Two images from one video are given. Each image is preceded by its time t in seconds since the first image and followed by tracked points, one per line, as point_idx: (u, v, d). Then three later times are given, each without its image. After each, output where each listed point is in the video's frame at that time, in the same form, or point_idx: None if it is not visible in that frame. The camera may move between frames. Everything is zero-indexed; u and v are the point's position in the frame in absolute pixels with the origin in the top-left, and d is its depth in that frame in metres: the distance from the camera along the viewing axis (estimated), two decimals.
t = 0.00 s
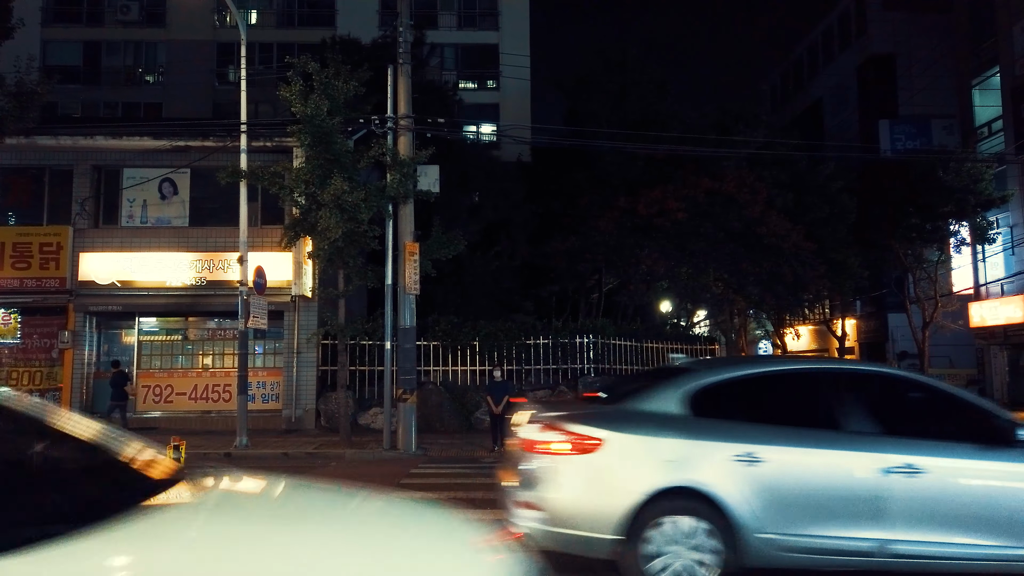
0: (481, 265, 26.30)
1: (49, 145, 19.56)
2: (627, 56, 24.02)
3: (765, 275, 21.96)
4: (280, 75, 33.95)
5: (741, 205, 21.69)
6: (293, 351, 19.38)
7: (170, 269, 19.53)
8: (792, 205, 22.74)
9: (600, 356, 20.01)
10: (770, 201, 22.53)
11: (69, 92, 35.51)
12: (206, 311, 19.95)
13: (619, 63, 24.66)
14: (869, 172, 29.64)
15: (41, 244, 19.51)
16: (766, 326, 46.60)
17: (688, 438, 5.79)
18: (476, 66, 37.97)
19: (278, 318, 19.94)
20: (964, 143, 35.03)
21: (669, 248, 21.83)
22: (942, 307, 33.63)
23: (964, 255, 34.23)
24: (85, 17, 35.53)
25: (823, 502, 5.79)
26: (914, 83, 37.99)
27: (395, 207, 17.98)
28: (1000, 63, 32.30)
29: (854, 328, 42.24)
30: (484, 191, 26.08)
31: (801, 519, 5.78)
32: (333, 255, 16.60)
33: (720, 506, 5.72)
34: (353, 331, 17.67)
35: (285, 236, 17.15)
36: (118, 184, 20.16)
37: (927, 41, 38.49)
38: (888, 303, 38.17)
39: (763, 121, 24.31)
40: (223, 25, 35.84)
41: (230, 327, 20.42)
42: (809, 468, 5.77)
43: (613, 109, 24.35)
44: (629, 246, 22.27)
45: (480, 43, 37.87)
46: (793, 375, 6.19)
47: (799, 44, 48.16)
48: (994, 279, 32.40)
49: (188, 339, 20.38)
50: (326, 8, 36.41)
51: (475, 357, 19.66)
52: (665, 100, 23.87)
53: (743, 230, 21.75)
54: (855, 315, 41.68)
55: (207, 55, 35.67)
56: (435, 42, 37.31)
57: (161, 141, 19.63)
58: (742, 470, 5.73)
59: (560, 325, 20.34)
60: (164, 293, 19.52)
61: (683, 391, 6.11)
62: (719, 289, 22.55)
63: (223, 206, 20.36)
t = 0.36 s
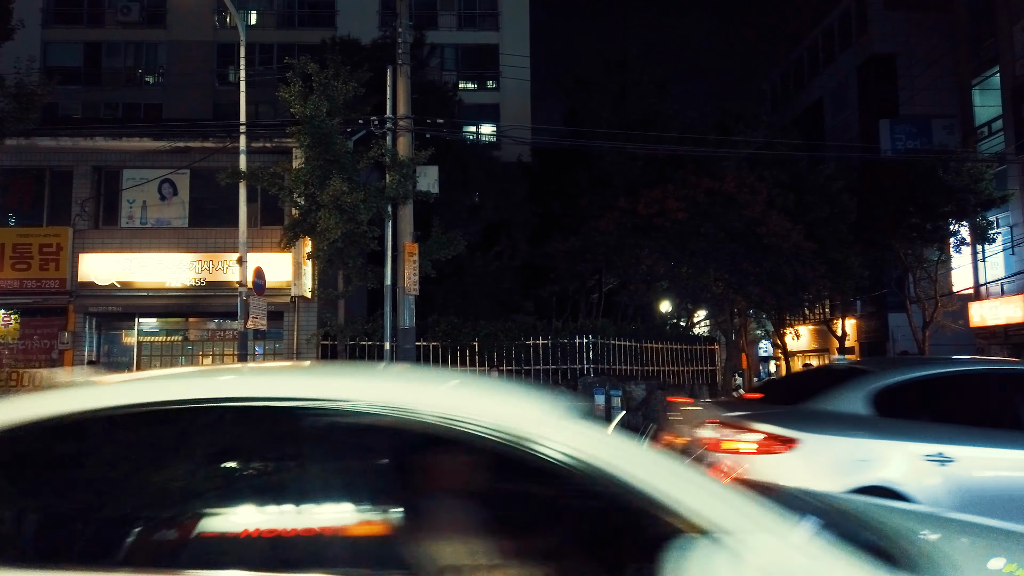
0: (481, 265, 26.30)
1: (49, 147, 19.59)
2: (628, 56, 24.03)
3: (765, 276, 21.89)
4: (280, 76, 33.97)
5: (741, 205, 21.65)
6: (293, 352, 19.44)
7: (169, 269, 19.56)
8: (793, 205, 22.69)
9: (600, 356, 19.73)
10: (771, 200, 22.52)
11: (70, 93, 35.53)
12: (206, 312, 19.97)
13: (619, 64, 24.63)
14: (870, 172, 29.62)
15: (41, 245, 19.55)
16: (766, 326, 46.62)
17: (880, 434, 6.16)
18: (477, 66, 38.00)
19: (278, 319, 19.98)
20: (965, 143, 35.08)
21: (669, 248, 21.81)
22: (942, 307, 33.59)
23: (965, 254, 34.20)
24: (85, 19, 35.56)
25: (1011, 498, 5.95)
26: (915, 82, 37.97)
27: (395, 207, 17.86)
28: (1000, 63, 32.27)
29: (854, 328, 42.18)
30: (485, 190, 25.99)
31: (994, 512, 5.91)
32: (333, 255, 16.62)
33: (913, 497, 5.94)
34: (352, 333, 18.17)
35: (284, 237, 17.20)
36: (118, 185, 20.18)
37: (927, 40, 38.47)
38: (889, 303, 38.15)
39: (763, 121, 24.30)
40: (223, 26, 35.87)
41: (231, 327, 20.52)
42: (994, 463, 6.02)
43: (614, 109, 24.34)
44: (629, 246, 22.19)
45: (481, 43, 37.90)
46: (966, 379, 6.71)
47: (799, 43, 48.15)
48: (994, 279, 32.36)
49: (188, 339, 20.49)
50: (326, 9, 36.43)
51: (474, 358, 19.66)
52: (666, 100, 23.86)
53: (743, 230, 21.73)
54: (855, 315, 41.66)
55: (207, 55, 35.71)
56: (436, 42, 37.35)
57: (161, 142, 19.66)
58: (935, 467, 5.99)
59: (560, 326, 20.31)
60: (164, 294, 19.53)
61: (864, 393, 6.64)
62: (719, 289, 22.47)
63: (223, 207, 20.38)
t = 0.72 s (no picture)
0: (478, 266, 26.36)
1: (44, 146, 19.57)
2: (625, 56, 24.03)
3: (761, 276, 21.87)
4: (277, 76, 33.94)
5: (738, 205, 21.63)
6: (289, 351, 19.41)
7: (165, 269, 19.54)
8: (789, 205, 22.68)
9: (596, 356, 19.98)
10: (767, 200, 22.55)
11: (65, 93, 35.46)
12: (202, 311, 19.96)
13: (617, 64, 24.62)
14: (866, 172, 29.64)
15: (36, 245, 19.54)
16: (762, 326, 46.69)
17: None
18: (473, 66, 37.97)
19: (274, 318, 19.98)
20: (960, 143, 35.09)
21: (666, 248, 21.83)
22: (937, 307, 33.67)
23: (960, 255, 34.26)
24: (81, 18, 35.50)
25: None
26: (911, 83, 37.99)
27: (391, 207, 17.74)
28: (996, 64, 32.26)
29: (850, 328, 42.26)
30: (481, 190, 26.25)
31: None
32: (329, 255, 16.63)
33: None
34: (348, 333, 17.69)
35: (280, 237, 17.13)
36: (114, 184, 20.15)
37: (924, 41, 38.47)
38: (885, 303, 38.21)
39: (760, 122, 24.30)
40: (219, 25, 35.86)
41: (227, 327, 20.46)
42: None
43: (610, 109, 24.34)
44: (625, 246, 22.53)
45: (478, 43, 37.87)
46: None
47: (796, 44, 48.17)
48: (989, 280, 32.42)
49: (184, 339, 20.39)
50: (323, 8, 36.40)
51: (469, 358, 19.69)
52: (663, 100, 23.86)
53: (739, 231, 21.72)
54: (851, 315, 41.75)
55: (204, 55, 35.70)
56: (432, 42, 37.32)
57: (156, 142, 19.61)
58: None
59: (556, 326, 20.27)
60: (160, 294, 19.52)
61: None
62: (715, 289, 22.50)
63: (219, 207, 20.34)
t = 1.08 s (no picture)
0: (474, 266, 26.39)
1: (39, 146, 19.52)
2: (621, 57, 24.02)
3: (757, 276, 21.83)
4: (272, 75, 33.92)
5: (733, 206, 21.33)
6: (284, 352, 19.37)
7: (160, 269, 19.48)
8: (785, 205, 22.71)
9: (592, 357, 19.99)
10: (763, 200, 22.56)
11: (60, 92, 35.33)
12: (197, 311, 19.94)
13: (613, 64, 24.63)
14: (861, 173, 29.71)
15: (31, 245, 19.47)
16: (758, 326, 46.77)
17: None
18: (470, 67, 38.00)
19: (269, 318, 19.96)
20: (955, 144, 35.19)
21: (662, 248, 21.83)
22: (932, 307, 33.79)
23: (954, 255, 34.39)
24: (76, 17, 35.39)
25: None
26: (906, 84, 38.12)
27: (387, 207, 17.73)
28: (990, 65, 32.38)
29: (845, 329, 42.38)
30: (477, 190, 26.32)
31: None
32: (325, 255, 16.62)
33: None
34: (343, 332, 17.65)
35: (275, 237, 17.11)
36: (109, 184, 20.11)
37: (919, 43, 38.58)
38: (880, 304, 38.30)
39: (755, 122, 24.35)
40: (215, 25, 35.82)
41: (222, 327, 20.44)
42: None
43: (607, 110, 24.39)
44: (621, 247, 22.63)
45: (474, 43, 37.88)
46: None
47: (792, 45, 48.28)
48: (983, 280, 32.52)
49: (179, 339, 20.37)
50: (319, 8, 36.41)
51: (466, 358, 19.77)
52: (659, 101, 23.89)
53: (735, 231, 21.44)
54: (846, 316, 41.86)
55: (199, 54, 35.63)
56: (428, 42, 37.33)
57: (151, 141, 19.57)
58: None
59: (552, 326, 20.31)
60: (155, 294, 19.48)
61: None
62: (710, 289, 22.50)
63: (214, 206, 20.30)
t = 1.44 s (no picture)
0: (468, 266, 26.38)
1: (30, 145, 19.44)
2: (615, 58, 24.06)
3: (750, 276, 21.85)
4: (266, 74, 33.84)
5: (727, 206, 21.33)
6: (276, 352, 19.32)
7: (152, 269, 19.45)
8: (778, 206, 22.78)
9: (585, 357, 19.99)
10: (756, 201, 22.64)
11: (52, 91, 35.20)
12: (190, 311, 19.90)
13: (606, 64, 24.65)
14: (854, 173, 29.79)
15: (22, 244, 19.39)
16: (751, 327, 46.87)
17: None
18: (464, 67, 38.04)
19: (262, 318, 19.93)
20: (947, 145, 35.36)
21: (656, 248, 21.84)
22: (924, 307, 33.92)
23: (946, 256, 34.58)
24: (69, 16, 35.26)
25: None
26: (899, 85, 38.28)
27: (379, 207, 17.71)
28: (982, 66, 32.55)
29: (837, 329, 42.52)
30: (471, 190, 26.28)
31: None
32: (317, 255, 16.60)
33: None
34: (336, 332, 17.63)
35: (268, 237, 17.07)
36: (101, 183, 20.03)
37: (912, 44, 38.75)
38: (872, 304, 38.44)
39: (749, 123, 24.41)
40: (209, 24, 35.67)
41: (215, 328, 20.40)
42: None
43: (601, 110, 24.41)
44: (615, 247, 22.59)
45: (468, 43, 37.89)
46: None
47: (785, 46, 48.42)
48: (975, 280, 32.68)
49: (172, 339, 20.32)
50: (313, 7, 36.37)
51: (459, 358, 19.75)
52: (652, 101, 23.92)
53: (728, 231, 21.41)
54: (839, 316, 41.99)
55: (193, 53, 35.51)
56: (422, 42, 37.33)
57: (144, 140, 19.51)
58: None
59: (545, 326, 20.33)
60: (147, 294, 19.43)
61: None
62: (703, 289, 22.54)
63: (207, 206, 20.24)
